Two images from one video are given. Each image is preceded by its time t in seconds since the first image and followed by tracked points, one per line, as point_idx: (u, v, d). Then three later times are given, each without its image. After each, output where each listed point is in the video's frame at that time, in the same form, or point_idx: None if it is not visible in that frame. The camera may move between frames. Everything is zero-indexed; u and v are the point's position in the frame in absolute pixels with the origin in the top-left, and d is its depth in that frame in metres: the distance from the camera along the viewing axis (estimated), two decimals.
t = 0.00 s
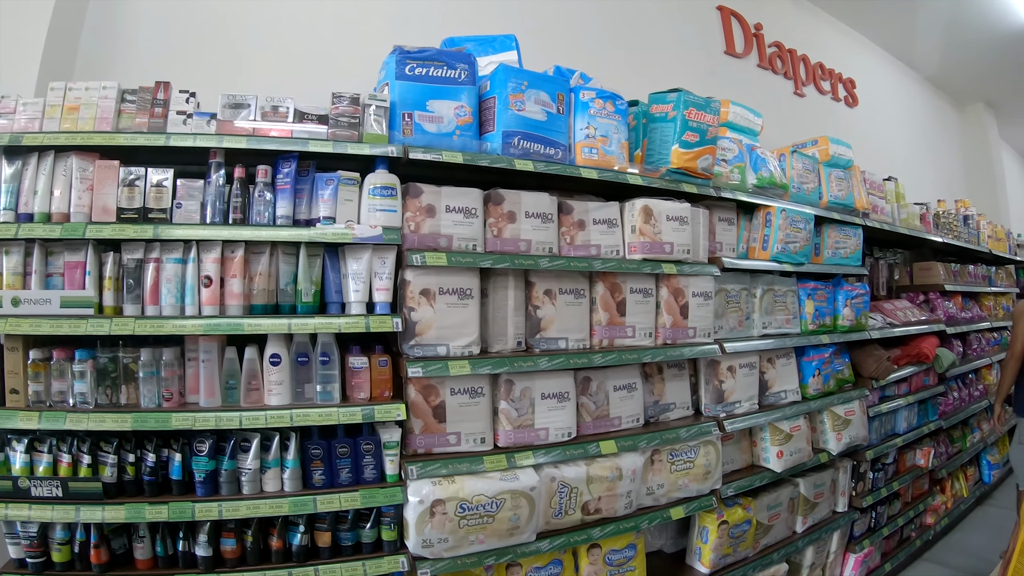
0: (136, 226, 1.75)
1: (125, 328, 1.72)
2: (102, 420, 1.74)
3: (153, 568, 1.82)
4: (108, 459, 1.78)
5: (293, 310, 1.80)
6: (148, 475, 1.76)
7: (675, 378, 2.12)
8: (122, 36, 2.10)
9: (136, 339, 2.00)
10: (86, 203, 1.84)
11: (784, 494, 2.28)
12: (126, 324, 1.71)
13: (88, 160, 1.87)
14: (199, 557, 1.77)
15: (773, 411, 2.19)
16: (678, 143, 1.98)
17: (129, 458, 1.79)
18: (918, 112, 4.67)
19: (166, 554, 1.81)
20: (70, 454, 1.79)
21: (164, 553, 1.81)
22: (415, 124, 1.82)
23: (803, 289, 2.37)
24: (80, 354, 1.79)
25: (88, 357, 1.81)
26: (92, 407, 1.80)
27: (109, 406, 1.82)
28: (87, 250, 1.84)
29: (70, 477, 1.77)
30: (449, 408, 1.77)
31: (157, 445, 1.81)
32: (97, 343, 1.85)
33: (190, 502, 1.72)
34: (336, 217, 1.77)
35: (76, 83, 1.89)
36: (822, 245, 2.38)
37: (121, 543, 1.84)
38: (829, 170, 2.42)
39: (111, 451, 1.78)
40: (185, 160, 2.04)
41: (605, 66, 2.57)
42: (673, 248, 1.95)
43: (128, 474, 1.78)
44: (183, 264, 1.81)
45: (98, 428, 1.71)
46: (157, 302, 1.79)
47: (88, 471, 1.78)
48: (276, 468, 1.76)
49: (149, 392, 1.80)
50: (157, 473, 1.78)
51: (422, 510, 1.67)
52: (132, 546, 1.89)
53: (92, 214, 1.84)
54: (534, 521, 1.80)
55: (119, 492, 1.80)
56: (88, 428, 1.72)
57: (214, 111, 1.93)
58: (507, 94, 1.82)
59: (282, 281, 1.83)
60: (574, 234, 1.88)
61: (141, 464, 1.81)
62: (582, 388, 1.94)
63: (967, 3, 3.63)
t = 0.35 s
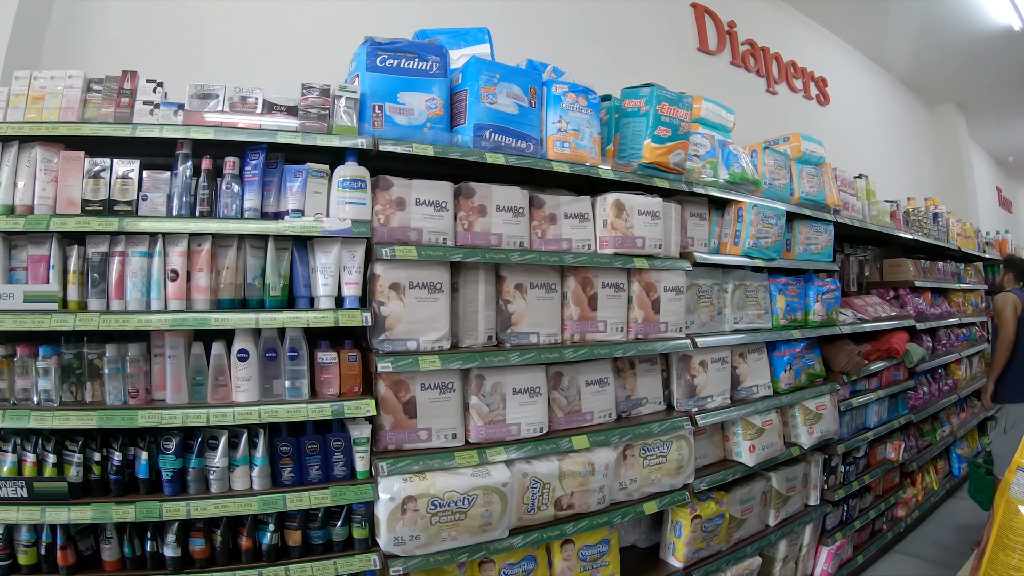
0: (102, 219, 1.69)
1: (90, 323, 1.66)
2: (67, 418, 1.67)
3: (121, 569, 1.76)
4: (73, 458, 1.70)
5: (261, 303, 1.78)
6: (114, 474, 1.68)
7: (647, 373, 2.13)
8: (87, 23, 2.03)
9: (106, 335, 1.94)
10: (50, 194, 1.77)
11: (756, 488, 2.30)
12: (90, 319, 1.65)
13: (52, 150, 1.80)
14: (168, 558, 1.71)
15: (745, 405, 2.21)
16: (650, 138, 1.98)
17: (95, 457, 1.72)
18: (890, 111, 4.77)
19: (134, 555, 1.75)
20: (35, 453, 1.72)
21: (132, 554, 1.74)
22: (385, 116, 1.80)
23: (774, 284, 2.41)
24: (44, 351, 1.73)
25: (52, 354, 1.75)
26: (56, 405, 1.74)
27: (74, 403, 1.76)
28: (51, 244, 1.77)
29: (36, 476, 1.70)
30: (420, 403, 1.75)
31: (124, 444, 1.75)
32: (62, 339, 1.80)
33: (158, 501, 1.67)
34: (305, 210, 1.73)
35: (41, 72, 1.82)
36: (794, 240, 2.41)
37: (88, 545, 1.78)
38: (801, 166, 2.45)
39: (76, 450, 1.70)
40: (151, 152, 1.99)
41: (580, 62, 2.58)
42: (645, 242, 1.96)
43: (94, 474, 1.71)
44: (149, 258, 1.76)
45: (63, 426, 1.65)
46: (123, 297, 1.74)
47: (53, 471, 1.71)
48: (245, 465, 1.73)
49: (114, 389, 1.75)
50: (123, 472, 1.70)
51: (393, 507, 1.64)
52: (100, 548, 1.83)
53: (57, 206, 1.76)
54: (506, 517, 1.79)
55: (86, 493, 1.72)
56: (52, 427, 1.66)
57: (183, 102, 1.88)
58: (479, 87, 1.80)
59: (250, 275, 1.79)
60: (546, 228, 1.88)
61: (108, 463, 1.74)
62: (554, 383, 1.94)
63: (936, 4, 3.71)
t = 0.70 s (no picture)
0: (67, 211, 1.62)
1: (56, 319, 1.59)
2: (32, 417, 1.58)
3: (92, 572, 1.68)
4: (41, 458, 1.62)
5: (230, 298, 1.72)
6: (82, 474, 1.61)
7: (624, 368, 2.12)
8: (54, 9, 1.93)
9: (73, 332, 1.82)
10: (15, 186, 1.66)
11: (734, 483, 2.30)
12: (56, 315, 1.58)
13: (17, 141, 1.69)
14: (138, 560, 1.65)
15: (723, 401, 2.21)
16: (629, 131, 1.96)
17: (63, 457, 1.64)
18: (868, 109, 4.83)
19: (104, 557, 1.67)
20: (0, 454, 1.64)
21: (102, 556, 1.67)
22: (358, 106, 1.75)
23: (752, 279, 2.41)
24: (8, 347, 1.65)
25: (18, 351, 1.67)
26: (22, 404, 1.65)
27: (40, 402, 1.67)
28: (16, 237, 1.66)
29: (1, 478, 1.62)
30: (394, 400, 1.71)
31: (93, 443, 1.67)
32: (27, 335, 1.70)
33: (128, 502, 1.60)
34: (276, 202, 1.69)
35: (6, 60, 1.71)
36: (772, 236, 2.42)
37: (57, 546, 1.70)
38: (780, 162, 2.45)
39: (44, 449, 1.63)
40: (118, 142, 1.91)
41: (560, 56, 2.55)
42: (623, 237, 1.95)
43: (62, 474, 1.63)
44: (116, 252, 1.69)
45: (29, 425, 1.56)
46: (89, 291, 1.66)
47: (20, 471, 1.63)
48: (215, 464, 1.67)
49: (81, 387, 1.69)
50: (92, 472, 1.63)
51: (367, 506, 1.60)
52: (70, 549, 1.74)
53: (22, 198, 1.66)
54: (483, 515, 1.75)
55: (54, 494, 1.65)
56: (16, 426, 1.57)
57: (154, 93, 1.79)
58: (455, 77, 1.77)
59: (220, 269, 1.74)
60: (522, 222, 1.85)
61: (76, 463, 1.65)
62: (530, 379, 1.92)
63: (913, 3, 3.75)
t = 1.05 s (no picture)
0: (33, 205, 1.53)
1: (21, 317, 1.51)
2: None
3: None
4: (6, 460, 1.55)
5: (202, 295, 1.68)
6: (51, 477, 1.55)
7: (602, 366, 2.11)
8: None
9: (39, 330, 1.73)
10: None
11: (713, 481, 2.30)
12: (22, 313, 1.50)
13: None
14: (108, 564, 1.60)
15: (702, 399, 2.22)
16: (608, 127, 1.95)
17: (30, 459, 1.57)
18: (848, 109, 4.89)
19: (74, 562, 1.61)
20: None
21: (71, 561, 1.60)
22: (334, 99, 1.71)
23: (731, 277, 2.42)
24: None
25: None
26: None
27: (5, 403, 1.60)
28: None
29: None
30: (369, 399, 1.68)
31: (61, 444, 1.60)
32: None
33: (97, 505, 1.54)
34: (248, 197, 1.64)
35: None
36: (751, 234, 2.43)
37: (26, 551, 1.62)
38: (759, 160, 2.46)
39: (9, 451, 1.55)
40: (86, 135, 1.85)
41: (541, 52, 2.54)
42: (602, 234, 1.93)
43: (29, 477, 1.56)
44: (84, 247, 1.62)
45: None
46: (57, 288, 1.59)
47: None
48: (187, 466, 1.61)
49: (48, 387, 1.60)
50: (61, 474, 1.56)
51: (342, 508, 1.56)
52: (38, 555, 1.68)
53: None
54: (460, 516, 1.73)
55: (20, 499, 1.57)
56: None
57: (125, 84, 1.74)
58: (432, 70, 1.74)
59: (191, 265, 1.69)
60: (499, 218, 1.83)
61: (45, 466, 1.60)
62: (507, 377, 1.89)
63: (892, 4, 3.80)
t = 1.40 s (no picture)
0: (9, 190, 1.45)
1: None
2: None
3: None
4: None
5: (183, 285, 1.61)
6: (26, 474, 1.47)
7: (593, 361, 2.08)
8: None
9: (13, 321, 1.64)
10: None
11: (703, 477, 2.29)
12: None
13: None
14: (86, 565, 1.53)
15: (692, 394, 2.21)
16: (600, 118, 1.93)
17: (4, 456, 1.49)
18: (835, 109, 4.94)
19: (51, 562, 1.53)
20: None
21: (48, 561, 1.52)
22: (321, 85, 1.66)
23: (721, 272, 2.42)
24: None
25: None
26: None
27: None
28: None
29: None
30: (356, 393, 1.63)
31: (36, 440, 1.52)
32: None
33: (75, 504, 1.47)
34: (233, 183, 1.58)
35: None
36: (741, 229, 2.43)
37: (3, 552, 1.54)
38: (749, 155, 2.46)
39: None
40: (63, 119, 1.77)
41: (532, 43, 2.51)
42: (593, 226, 1.92)
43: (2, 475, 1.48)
44: (62, 235, 1.55)
45: None
46: (33, 277, 1.52)
47: None
48: (168, 463, 1.55)
49: (24, 380, 1.53)
50: (37, 471, 1.49)
51: (328, 506, 1.52)
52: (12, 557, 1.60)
53: None
54: (449, 513, 1.68)
55: None
56: None
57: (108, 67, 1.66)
58: (423, 57, 1.69)
59: (172, 253, 1.62)
60: (490, 209, 1.80)
61: (20, 463, 1.51)
62: (497, 371, 1.86)
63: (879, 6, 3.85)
